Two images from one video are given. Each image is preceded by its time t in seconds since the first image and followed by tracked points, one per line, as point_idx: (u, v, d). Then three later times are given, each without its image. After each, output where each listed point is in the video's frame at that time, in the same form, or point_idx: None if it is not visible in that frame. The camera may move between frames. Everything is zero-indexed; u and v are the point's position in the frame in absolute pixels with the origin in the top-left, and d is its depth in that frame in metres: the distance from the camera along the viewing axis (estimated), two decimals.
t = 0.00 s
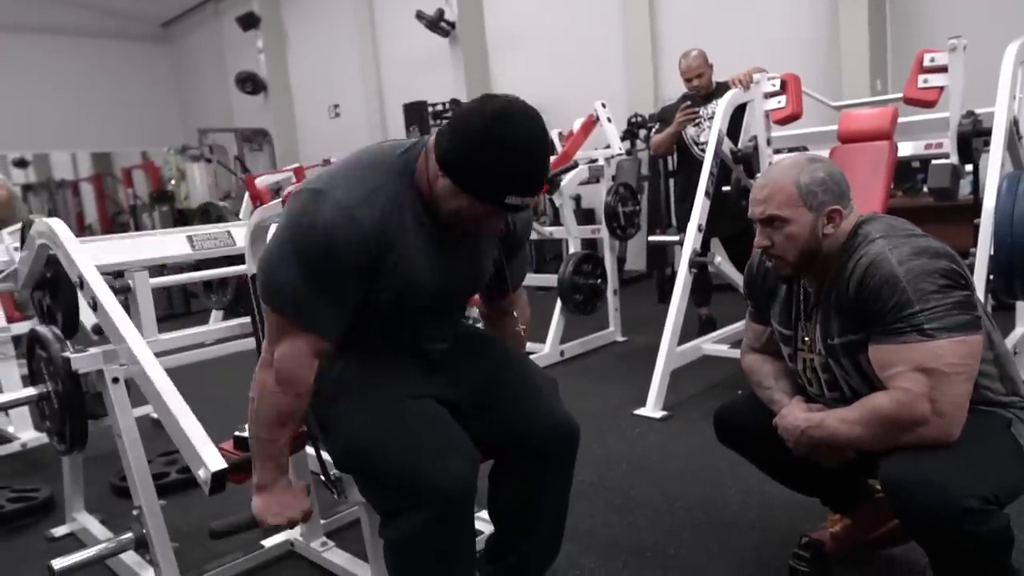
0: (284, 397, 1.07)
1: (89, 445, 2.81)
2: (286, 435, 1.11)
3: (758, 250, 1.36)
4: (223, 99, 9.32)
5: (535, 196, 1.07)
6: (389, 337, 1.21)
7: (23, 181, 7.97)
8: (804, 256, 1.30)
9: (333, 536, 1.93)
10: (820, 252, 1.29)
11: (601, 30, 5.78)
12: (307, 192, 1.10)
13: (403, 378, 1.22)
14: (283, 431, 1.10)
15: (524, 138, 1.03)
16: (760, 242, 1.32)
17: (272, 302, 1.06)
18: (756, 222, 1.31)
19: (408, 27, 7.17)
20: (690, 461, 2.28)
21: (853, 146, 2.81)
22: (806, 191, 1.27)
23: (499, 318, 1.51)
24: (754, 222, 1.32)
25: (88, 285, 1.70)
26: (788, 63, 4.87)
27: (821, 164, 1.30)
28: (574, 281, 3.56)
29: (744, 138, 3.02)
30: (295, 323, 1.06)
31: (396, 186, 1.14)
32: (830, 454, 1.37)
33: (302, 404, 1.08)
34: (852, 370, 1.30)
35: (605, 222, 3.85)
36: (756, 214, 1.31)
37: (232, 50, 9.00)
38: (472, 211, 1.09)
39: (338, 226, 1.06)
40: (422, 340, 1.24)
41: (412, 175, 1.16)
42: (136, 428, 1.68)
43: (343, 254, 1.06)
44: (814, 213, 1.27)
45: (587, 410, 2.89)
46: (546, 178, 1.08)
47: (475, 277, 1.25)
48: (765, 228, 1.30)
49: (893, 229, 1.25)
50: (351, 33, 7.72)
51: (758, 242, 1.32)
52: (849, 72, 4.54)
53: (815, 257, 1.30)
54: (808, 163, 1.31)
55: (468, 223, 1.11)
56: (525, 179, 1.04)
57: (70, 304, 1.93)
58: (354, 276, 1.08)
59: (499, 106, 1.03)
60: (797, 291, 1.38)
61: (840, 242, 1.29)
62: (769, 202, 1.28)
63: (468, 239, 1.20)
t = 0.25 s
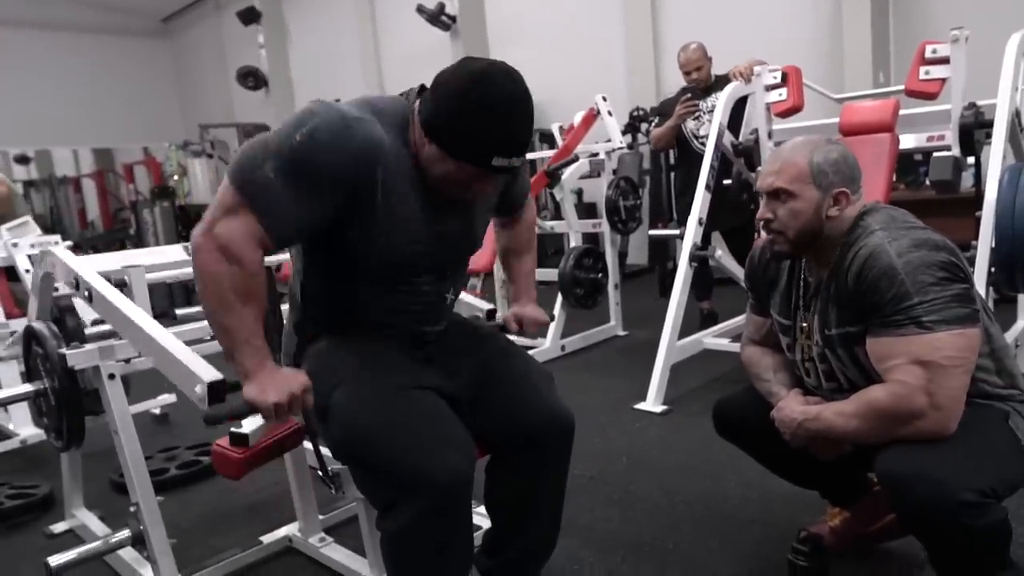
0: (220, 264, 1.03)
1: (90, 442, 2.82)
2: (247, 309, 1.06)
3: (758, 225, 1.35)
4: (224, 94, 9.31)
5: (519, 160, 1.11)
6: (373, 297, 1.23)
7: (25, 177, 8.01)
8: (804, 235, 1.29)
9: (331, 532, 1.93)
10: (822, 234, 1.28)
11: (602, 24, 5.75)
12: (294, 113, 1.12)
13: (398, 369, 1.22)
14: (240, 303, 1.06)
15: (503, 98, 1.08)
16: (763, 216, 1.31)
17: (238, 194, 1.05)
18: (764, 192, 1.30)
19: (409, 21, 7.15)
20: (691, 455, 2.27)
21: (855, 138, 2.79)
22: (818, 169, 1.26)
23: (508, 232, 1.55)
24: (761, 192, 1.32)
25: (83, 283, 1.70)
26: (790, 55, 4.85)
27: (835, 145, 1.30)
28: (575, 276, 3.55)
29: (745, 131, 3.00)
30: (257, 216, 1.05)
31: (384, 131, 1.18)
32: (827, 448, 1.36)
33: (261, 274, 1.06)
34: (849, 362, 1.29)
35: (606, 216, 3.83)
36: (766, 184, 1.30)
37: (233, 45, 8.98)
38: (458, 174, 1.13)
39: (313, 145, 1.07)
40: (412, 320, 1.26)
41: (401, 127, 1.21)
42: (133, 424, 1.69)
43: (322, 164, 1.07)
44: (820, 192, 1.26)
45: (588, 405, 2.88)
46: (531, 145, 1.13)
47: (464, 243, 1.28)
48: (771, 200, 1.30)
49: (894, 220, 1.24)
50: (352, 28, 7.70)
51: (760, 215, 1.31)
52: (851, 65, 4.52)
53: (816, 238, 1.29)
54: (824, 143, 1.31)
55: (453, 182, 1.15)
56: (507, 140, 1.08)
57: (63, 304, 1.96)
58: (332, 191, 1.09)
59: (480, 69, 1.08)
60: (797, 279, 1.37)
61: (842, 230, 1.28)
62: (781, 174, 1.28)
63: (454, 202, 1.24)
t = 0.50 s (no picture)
0: (184, 208, 1.02)
1: (75, 444, 2.79)
2: (211, 256, 1.04)
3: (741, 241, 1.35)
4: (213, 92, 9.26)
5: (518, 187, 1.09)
6: (358, 302, 1.21)
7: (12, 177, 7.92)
8: (787, 246, 1.28)
9: (316, 534, 1.92)
10: (803, 240, 1.27)
11: (593, 21, 5.74)
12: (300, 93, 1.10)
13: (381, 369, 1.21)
14: (204, 249, 1.04)
15: (507, 126, 1.05)
16: (743, 234, 1.30)
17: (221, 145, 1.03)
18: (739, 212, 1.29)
19: (399, 19, 7.12)
20: (679, 453, 2.27)
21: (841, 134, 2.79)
22: (785, 180, 1.25)
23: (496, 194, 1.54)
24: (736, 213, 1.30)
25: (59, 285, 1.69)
26: (779, 52, 4.85)
27: (801, 152, 1.28)
28: (563, 273, 3.54)
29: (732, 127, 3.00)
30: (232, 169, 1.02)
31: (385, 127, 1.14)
32: (812, 446, 1.36)
33: (225, 224, 1.04)
34: (834, 359, 1.29)
35: (595, 213, 3.82)
36: (738, 206, 1.29)
37: (222, 43, 8.93)
38: (453, 196, 1.11)
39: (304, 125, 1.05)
40: (400, 325, 1.25)
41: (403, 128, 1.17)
42: (111, 428, 1.68)
43: (315, 143, 1.05)
44: (794, 203, 1.25)
45: (577, 403, 2.88)
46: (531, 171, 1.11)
47: (454, 255, 1.25)
48: (748, 220, 1.29)
49: (876, 216, 1.24)
50: (342, 26, 7.66)
51: (741, 233, 1.30)
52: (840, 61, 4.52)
53: (799, 244, 1.28)
54: (789, 152, 1.29)
55: (448, 200, 1.12)
56: (509, 168, 1.06)
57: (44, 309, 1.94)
58: (323, 171, 1.07)
59: (488, 94, 1.05)
60: (782, 278, 1.36)
61: (824, 231, 1.27)
62: (752, 193, 1.27)
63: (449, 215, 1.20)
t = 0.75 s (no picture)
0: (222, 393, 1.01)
1: (61, 454, 2.76)
2: (235, 434, 1.05)
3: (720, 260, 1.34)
4: (201, 97, 9.21)
5: (511, 212, 1.05)
6: (349, 333, 1.19)
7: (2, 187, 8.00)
8: (765, 262, 1.29)
9: (304, 543, 1.89)
10: (780, 252, 1.27)
11: (580, 19, 5.73)
12: (276, 182, 1.06)
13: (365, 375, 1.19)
14: (227, 430, 1.04)
15: (506, 155, 1.01)
16: (723, 254, 1.29)
17: (229, 306, 1.01)
18: (712, 236, 1.27)
19: (386, 21, 7.09)
20: (671, 452, 2.26)
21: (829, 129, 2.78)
22: (756, 201, 1.23)
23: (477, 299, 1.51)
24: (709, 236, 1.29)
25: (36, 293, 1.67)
26: (766, 48, 4.84)
27: (763, 166, 1.27)
28: (553, 274, 3.52)
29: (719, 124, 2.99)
30: (256, 330, 1.02)
31: (360, 184, 1.10)
32: (806, 447, 1.34)
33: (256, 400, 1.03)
34: (820, 357, 1.27)
35: (584, 213, 3.81)
36: (710, 230, 1.28)
37: (208, 48, 8.89)
38: (444, 224, 1.07)
39: (297, 228, 1.02)
40: (384, 338, 1.22)
41: (380, 175, 1.12)
42: (91, 439, 1.65)
43: (306, 253, 1.03)
44: (765, 221, 1.24)
45: (568, 404, 2.86)
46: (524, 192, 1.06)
47: (446, 278, 1.23)
48: (724, 241, 1.27)
49: (852, 214, 1.23)
50: (329, 28, 7.63)
51: (720, 255, 1.30)
52: (827, 57, 4.52)
53: (777, 256, 1.28)
54: (752, 168, 1.27)
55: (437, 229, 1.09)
56: (501, 196, 1.02)
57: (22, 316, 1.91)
58: (316, 274, 1.06)
59: (487, 124, 1.01)
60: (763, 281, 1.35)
61: (803, 234, 1.26)
62: (720, 217, 1.25)
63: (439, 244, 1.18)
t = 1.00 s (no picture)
0: (169, 339, 1.03)
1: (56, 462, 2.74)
2: (196, 386, 1.06)
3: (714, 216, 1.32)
4: (195, 100, 9.17)
5: (464, 159, 1.06)
6: (316, 312, 1.17)
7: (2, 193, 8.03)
8: (761, 220, 1.25)
9: (298, 546, 1.87)
10: (778, 215, 1.24)
11: (573, 14, 5.69)
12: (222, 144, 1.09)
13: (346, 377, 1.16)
14: (185, 380, 1.05)
15: (447, 100, 1.03)
16: (716, 205, 1.27)
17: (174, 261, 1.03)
18: (715, 181, 1.27)
19: (380, 20, 7.05)
20: (670, 448, 2.23)
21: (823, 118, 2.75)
22: (768, 151, 1.24)
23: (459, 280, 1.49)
24: (711, 182, 1.28)
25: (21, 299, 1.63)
26: (761, 39, 4.80)
27: (783, 126, 1.28)
28: (549, 270, 3.49)
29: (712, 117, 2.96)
30: (205, 286, 1.03)
31: (310, 150, 1.12)
32: (795, 443, 1.31)
33: (210, 349, 1.05)
34: (813, 349, 1.25)
35: (580, 208, 3.77)
36: (715, 174, 1.27)
37: (202, 50, 8.85)
38: (400, 178, 1.08)
39: (239, 182, 1.03)
40: (362, 327, 1.21)
41: (331, 142, 1.15)
42: (80, 446, 1.62)
43: (256, 213, 1.04)
44: (771, 172, 1.23)
45: (566, 401, 2.83)
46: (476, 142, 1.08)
47: (415, 251, 1.23)
48: (722, 189, 1.27)
49: (849, 201, 1.20)
50: (322, 29, 7.60)
51: (714, 204, 1.27)
52: (822, 46, 4.48)
53: (774, 220, 1.25)
54: (771, 125, 1.28)
55: (394, 184, 1.10)
56: (449, 140, 1.03)
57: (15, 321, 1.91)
58: (269, 231, 1.07)
59: (420, 65, 1.03)
60: (755, 267, 1.32)
61: (798, 207, 1.24)
62: (728, 160, 1.25)
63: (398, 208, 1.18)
